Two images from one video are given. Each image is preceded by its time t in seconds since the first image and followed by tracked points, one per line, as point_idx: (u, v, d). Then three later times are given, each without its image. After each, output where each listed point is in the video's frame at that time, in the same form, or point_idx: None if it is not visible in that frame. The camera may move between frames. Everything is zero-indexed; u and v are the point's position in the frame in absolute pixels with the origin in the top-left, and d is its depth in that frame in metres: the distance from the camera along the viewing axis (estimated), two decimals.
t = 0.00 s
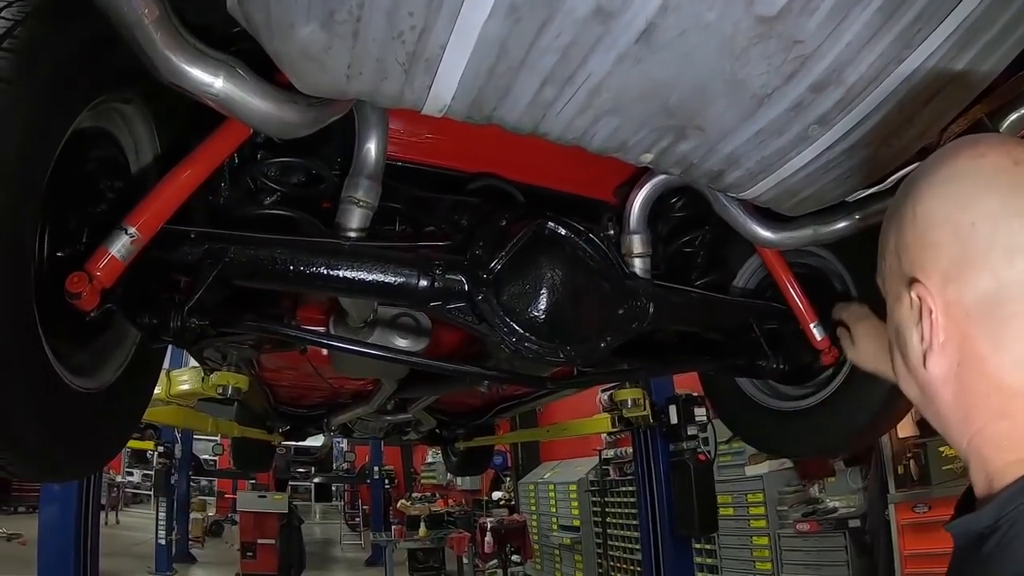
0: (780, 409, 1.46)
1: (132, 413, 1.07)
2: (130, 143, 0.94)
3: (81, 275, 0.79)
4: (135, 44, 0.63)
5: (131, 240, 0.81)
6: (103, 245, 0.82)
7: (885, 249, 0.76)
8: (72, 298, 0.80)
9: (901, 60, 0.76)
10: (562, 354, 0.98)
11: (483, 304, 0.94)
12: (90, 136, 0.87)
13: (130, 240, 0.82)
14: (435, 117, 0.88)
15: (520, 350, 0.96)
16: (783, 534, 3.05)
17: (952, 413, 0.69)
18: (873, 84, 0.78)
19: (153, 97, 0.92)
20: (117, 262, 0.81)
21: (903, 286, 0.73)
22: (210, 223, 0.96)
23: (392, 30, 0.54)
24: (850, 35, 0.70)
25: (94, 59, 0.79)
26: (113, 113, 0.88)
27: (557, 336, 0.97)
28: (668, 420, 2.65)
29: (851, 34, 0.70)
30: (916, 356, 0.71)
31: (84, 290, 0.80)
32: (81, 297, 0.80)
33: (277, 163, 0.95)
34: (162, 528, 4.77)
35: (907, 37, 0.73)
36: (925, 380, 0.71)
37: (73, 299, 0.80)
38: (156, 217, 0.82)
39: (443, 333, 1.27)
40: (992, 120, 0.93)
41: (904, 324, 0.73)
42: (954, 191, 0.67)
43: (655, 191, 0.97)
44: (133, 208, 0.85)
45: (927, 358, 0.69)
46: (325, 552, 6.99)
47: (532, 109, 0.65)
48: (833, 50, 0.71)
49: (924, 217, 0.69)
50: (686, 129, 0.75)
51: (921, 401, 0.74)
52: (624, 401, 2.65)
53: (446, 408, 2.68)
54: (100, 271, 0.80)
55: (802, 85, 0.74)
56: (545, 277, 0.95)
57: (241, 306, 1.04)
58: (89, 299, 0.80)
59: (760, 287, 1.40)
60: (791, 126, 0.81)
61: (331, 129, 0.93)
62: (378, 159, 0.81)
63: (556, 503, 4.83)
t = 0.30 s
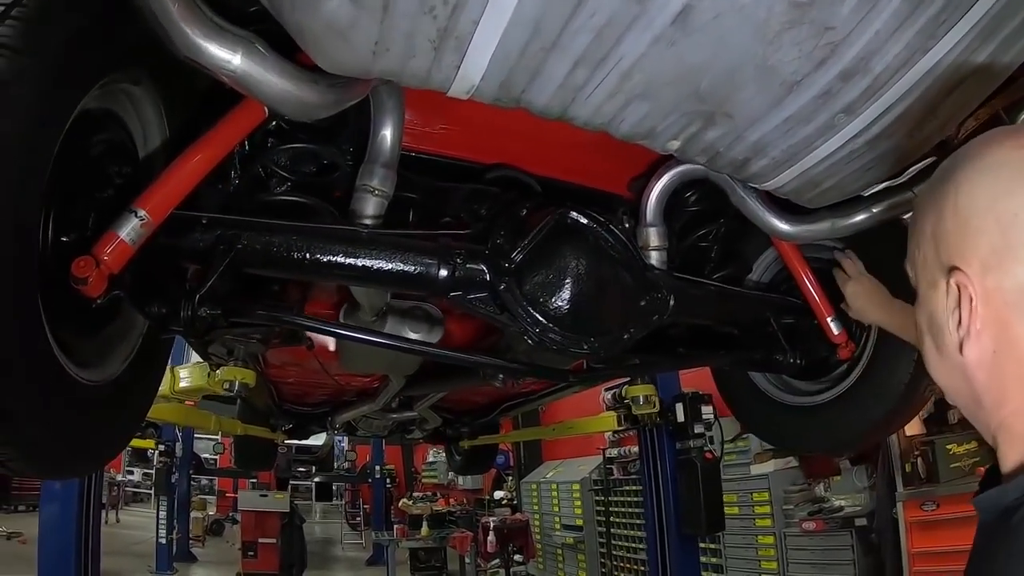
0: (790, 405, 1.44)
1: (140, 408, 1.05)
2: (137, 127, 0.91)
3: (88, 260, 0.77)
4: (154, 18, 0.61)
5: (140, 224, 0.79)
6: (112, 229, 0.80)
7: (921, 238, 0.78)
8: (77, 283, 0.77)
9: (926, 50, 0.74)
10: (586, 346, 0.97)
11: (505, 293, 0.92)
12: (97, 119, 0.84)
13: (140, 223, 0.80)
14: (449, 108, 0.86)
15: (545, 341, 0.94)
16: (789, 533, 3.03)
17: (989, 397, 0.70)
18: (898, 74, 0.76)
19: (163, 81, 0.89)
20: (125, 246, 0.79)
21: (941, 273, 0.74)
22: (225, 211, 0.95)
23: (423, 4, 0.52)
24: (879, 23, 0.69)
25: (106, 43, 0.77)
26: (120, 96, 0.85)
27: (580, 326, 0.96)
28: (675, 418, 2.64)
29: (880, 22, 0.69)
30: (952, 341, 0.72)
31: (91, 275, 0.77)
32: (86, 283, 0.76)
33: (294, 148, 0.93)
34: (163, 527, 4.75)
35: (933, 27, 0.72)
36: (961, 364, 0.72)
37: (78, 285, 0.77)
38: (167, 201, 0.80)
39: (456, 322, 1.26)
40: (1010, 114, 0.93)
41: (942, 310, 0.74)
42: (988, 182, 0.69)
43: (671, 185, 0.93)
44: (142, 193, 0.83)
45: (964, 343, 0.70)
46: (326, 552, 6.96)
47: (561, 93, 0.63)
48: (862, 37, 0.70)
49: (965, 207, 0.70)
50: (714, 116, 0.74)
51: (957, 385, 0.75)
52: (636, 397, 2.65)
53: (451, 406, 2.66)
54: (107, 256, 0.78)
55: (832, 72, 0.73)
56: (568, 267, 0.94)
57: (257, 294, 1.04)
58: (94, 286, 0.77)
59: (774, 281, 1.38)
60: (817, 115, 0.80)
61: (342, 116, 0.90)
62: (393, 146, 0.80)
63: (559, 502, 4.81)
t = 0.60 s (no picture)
0: (805, 398, 1.43)
1: (157, 403, 1.03)
2: (159, 113, 0.89)
3: (114, 243, 0.73)
4: None
5: (170, 206, 0.76)
6: (141, 210, 0.76)
7: (932, 252, 0.76)
8: (102, 267, 0.73)
9: (952, 50, 0.74)
10: (622, 337, 0.95)
11: (541, 283, 0.91)
12: (120, 99, 0.82)
13: (169, 205, 0.76)
14: (473, 101, 0.86)
15: (581, 331, 0.93)
16: (795, 531, 3.02)
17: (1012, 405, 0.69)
18: (930, 71, 0.75)
19: (189, 66, 0.88)
20: (152, 229, 0.75)
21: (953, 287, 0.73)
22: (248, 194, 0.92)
23: None
24: (915, 19, 0.68)
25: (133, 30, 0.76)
26: (144, 76, 0.84)
27: (616, 318, 0.94)
28: (682, 416, 2.63)
29: (915, 20, 0.68)
30: (970, 351, 0.71)
31: (117, 259, 0.73)
32: (113, 266, 0.73)
33: (324, 135, 0.90)
34: (164, 526, 4.73)
35: (962, 26, 0.71)
36: (980, 374, 0.71)
37: (103, 268, 0.73)
38: (197, 184, 0.77)
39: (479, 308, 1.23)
40: None
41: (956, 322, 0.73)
42: (996, 199, 0.68)
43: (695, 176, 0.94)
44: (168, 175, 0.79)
45: (981, 352, 0.69)
46: (327, 551, 6.96)
47: (608, 81, 0.62)
48: (896, 35, 0.69)
49: (974, 224, 0.70)
50: (753, 108, 0.73)
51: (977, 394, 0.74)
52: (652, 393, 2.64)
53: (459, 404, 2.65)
54: (134, 239, 0.74)
55: (867, 68, 0.72)
56: (606, 257, 0.93)
57: (276, 279, 1.00)
58: (121, 270, 0.73)
59: (792, 276, 1.38)
60: (850, 109, 0.78)
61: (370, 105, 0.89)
62: (421, 134, 0.79)
63: (562, 502, 4.81)
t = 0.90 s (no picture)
0: (814, 395, 1.43)
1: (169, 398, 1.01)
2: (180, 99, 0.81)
3: (134, 228, 0.66)
4: None
5: (195, 190, 0.68)
6: (163, 194, 0.68)
7: (956, 252, 0.75)
8: (123, 254, 0.65)
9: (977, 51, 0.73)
10: (651, 332, 0.95)
11: (571, 277, 0.91)
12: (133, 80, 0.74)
13: (194, 189, 0.68)
14: (496, 98, 0.85)
15: (613, 326, 0.92)
16: (795, 531, 3.02)
17: None
18: (955, 70, 0.75)
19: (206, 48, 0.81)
20: (175, 213, 0.68)
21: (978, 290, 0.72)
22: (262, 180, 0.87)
23: None
24: (944, 21, 0.68)
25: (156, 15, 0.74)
26: (161, 57, 0.76)
27: (646, 313, 0.93)
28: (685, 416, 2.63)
29: (944, 22, 0.68)
30: (996, 350, 0.71)
31: (139, 245, 0.66)
32: (134, 253, 0.66)
33: (338, 123, 0.85)
34: (160, 524, 4.72)
35: (988, 26, 0.70)
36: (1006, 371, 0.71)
37: (123, 256, 0.65)
38: (225, 164, 0.69)
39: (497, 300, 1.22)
40: None
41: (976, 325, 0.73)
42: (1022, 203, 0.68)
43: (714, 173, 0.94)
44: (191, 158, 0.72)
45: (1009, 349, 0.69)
46: (322, 550, 6.93)
47: (649, 74, 0.62)
48: (926, 37, 0.69)
49: (1003, 223, 0.69)
50: (786, 106, 0.73)
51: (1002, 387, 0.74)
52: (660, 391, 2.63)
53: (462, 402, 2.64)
54: (157, 222, 0.67)
55: (895, 69, 0.72)
56: (637, 252, 0.93)
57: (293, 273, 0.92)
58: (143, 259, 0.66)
59: (804, 274, 1.37)
60: (877, 109, 0.78)
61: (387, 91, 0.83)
62: (443, 126, 0.78)
63: (560, 501, 4.80)
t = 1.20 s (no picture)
0: (809, 396, 1.43)
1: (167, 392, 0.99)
2: (186, 85, 0.76)
3: (149, 209, 0.63)
4: None
5: (213, 170, 0.66)
6: (180, 172, 0.66)
7: (981, 243, 0.75)
8: (135, 236, 0.62)
9: (982, 66, 0.73)
10: (664, 330, 0.95)
11: (587, 273, 0.91)
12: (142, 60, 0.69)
13: (211, 169, 0.66)
14: (509, 93, 0.84)
15: (628, 323, 0.93)
16: (781, 531, 3.05)
17: None
18: (966, 80, 0.74)
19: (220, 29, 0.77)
20: (192, 193, 0.65)
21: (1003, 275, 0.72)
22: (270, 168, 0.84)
23: None
24: (958, 32, 0.67)
25: None
26: (173, 34, 0.71)
27: (657, 312, 0.94)
28: (675, 416, 2.63)
29: (956, 35, 0.67)
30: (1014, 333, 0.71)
31: (152, 227, 0.63)
32: (147, 236, 0.62)
33: (347, 112, 0.82)
34: (141, 521, 4.69)
35: (1000, 39, 0.70)
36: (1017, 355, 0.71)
37: (135, 238, 0.62)
38: (245, 144, 0.67)
39: (499, 295, 1.21)
40: None
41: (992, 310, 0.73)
42: None
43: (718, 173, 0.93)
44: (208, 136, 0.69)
45: None
46: (303, 547, 6.89)
47: (677, 74, 0.62)
48: (939, 48, 0.68)
49: None
50: (803, 110, 0.73)
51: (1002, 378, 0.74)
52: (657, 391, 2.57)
53: (451, 400, 2.63)
54: (171, 204, 0.64)
55: (909, 78, 0.71)
56: (652, 249, 0.93)
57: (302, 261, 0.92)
58: (156, 242, 0.62)
59: (802, 276, 1.37)
60: (886, 117, 0.78)
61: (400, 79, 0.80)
62: (457, 117, 0.76)
63: (544, 501, 4.81)
